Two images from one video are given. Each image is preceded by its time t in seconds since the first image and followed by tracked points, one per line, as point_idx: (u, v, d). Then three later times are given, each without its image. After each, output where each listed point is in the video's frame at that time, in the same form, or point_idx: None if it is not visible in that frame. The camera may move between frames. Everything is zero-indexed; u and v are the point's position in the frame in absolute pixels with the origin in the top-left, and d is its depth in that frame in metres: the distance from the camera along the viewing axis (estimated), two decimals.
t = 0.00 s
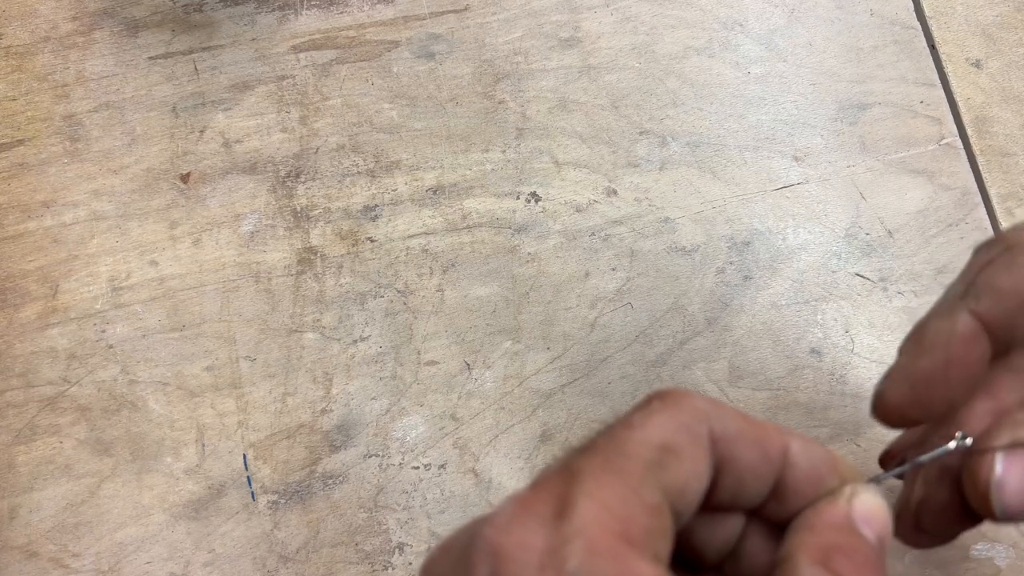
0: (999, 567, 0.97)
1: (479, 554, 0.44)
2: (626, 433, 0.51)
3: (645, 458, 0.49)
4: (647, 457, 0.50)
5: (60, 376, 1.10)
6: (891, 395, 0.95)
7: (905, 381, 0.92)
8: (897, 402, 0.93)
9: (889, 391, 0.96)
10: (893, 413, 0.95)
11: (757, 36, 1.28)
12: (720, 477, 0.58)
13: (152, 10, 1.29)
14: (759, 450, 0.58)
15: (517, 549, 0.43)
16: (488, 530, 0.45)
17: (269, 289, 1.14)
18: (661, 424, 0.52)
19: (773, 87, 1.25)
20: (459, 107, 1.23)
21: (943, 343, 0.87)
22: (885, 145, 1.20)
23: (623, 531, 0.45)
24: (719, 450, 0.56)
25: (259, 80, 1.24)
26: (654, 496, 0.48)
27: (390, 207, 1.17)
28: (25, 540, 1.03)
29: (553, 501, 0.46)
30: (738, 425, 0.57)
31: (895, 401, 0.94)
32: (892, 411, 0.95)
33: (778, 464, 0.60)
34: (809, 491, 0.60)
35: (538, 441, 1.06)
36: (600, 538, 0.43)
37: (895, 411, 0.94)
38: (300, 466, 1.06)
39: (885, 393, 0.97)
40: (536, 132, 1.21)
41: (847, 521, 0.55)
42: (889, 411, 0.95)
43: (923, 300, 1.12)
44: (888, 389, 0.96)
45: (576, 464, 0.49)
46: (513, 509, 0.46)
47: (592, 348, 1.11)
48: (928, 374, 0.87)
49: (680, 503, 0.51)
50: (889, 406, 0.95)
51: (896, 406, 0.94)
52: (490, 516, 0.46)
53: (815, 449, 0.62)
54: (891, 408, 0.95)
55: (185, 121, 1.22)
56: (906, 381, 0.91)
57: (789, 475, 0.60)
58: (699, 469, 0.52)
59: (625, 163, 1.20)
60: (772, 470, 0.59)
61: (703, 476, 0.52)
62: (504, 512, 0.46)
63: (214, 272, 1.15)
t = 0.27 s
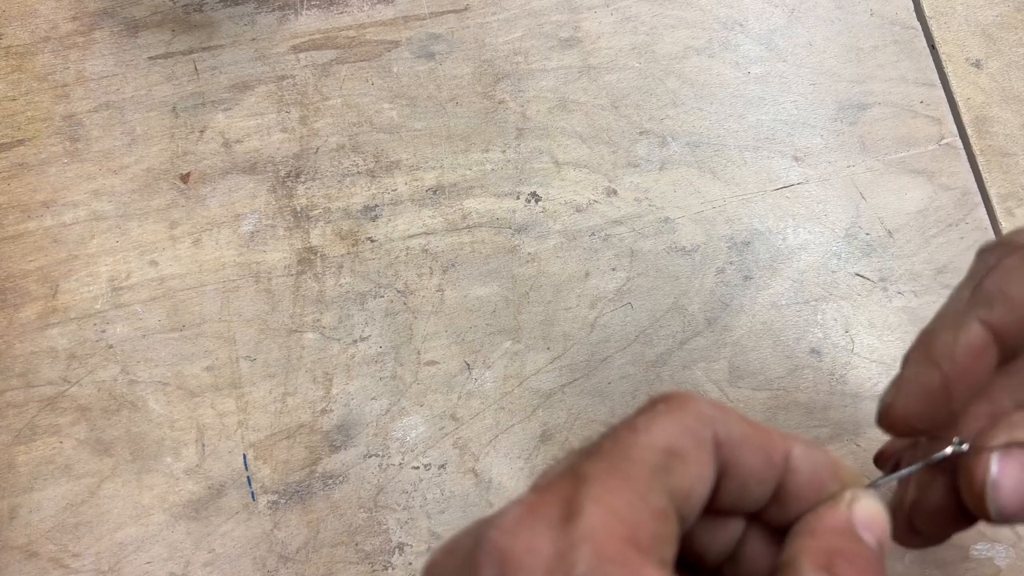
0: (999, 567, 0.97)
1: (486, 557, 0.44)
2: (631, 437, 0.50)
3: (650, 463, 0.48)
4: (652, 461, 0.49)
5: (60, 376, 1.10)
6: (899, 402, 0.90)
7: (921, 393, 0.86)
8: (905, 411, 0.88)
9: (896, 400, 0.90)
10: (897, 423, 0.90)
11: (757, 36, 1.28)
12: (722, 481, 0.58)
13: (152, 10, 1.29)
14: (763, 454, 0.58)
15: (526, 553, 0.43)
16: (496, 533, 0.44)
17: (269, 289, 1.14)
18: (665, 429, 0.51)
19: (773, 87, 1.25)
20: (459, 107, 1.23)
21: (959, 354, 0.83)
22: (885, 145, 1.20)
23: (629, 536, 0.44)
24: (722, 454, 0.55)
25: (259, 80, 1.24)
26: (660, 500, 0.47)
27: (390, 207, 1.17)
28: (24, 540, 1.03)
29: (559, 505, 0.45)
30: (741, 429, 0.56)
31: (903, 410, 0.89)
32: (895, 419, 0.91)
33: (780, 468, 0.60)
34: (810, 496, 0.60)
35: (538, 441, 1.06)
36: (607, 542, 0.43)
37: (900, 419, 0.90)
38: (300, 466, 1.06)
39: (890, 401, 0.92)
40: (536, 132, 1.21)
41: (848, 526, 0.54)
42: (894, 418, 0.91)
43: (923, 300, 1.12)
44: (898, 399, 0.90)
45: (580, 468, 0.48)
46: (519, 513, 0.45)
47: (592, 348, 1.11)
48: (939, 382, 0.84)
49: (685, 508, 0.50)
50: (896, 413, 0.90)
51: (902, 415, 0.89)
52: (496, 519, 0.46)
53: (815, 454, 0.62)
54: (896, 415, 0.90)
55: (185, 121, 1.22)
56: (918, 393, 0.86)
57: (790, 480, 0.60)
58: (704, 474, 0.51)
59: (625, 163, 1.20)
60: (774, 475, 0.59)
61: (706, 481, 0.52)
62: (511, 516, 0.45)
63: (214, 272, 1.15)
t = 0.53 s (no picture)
0: (999, 567, 0.97)
1: (506, 551, 0.43)
2: (649, 438, 0.49)
3: (668, 465, 0.47)
4: (671, 462, 0.48)
5: (59, 376, 1.10)
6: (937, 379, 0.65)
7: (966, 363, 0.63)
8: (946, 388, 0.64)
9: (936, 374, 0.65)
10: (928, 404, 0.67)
11: (757, 36, 1.28)
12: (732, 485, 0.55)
13: (152, 10, 1.29)
14: (775, 459, 0.56)
15: (547, 551, 0.42)
16: (516, 530, 0.44)
17: (269, 289, 1.14)
18: (682, 429, 0.50)
19: (773, 87, 1.25)
20: (459, 107, 1.23)
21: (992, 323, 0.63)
22: (885, 145, 1.20)
23: (649, 537, 0.43)
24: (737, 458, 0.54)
25: (259, 80, 1.24)
26: (678, 501, 0.46)
27: (390, 207, 1.17)
28: (24, 540, 1.03)
29: (579, 504, 0.45)
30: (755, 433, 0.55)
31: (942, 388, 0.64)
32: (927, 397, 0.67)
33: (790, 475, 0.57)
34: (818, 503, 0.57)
35: (538, 441, 1.06)
36: (627, 542, 0.42)
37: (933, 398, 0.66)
38: (300, 466, 1.06)
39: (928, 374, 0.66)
40: (536, 131, 1.21)
41: (854, 533, 0.52)
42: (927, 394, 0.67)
43: (923, 300, 1.12)
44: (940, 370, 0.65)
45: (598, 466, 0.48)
46: (538, 510, 0.45)
47: (592, 347, 1.11)
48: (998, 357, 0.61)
49: (703, 512, 0.49)
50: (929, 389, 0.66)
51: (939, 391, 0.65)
52: (515, 516, 0.45)
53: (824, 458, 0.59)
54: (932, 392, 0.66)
55: (185, 121, 1.22)
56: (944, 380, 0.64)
57: (800, 485, 0.57)
58: (721, 478, 0.50)
59: (625, 163, 1.20)
60: (784, 480, 0.56)
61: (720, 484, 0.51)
62: (531, 513, 0.45)
63: (214, 272, 1.15)
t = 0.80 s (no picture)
0: (998, 567, 0.97)
1: (559, 558, 0.40)
2: (702, 447, 0.45)
3: (725, 478, 0.44)
4: (726, 476, 0.44)
5: (59, 376, 1.10)
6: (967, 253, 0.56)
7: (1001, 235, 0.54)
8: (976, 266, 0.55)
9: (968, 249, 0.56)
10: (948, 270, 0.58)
11: (757, 35, 1.28)
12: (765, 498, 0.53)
13: (152, 10, 1.29)
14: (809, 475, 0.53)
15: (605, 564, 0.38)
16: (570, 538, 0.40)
17: (269, 289, 1.14)
18: (733, 440, 0.47)
19: (773, 87, 1.25)
20: (459, 107, 1.23)
21: (1019, 207, 0.53)
22: (885, 145, 1.20)
23: (707, 556, 0.40)
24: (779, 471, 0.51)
25: (259, 80, 1.24)
26: (732, 517, 0.43)
27: (390, 207, 1.17)
28: (24, 540, 1.03)
29: (637, 515, 0.41)
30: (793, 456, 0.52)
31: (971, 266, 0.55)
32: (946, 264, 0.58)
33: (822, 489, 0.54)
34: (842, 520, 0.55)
35: (538, 441, 1.06)
36: (687, 562, 0.39)
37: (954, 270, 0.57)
38: (300, 466, 1.06)
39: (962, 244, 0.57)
40: (536, 131, 1.21)
41: (877, 552, 0.51)
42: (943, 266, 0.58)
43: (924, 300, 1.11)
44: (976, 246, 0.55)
45: (649, 472, 0.44)
46: (594, 516, 0.41)
47: (592, 347, 1.11)
48: None
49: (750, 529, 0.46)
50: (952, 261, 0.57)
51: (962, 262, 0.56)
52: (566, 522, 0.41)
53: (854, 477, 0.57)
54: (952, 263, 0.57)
55: (185, 121, 1.22)
56: (973, 263, 0.55)
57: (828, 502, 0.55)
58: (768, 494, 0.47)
59: (625, 163, 1.20)
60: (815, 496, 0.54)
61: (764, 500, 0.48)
62: (586, 520, 0.40)
63: (214, 272, 1.15)
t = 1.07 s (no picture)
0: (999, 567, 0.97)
1: None
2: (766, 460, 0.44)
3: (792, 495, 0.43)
4: (791, 492, 0.43)
5: (59, 376, 1.10)
6: (908, 247, 0.74)
7: (930, 231, 0.73)
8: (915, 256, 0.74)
9: (904, 244, 0.74)
10: (897, 266, 0.76)
11: (757, 36, 1.28)
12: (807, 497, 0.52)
13: (152, 10, 1.29)
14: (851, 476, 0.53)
15: None
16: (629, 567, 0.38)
17: (269, 289, 1.14)
18: (795, 452, 0.46)
19: (773, 87, 1.25)
20: (459, 107, 1.23)
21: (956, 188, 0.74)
22: (885, 145, 1.20)
23: None
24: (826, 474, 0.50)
25: (259, 80, 1.24)
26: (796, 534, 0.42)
27: (390, 207, 1.17)
28: (25, 540, 1.03)
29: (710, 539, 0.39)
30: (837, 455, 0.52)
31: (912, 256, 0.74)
32: (895, 260, 0.76)
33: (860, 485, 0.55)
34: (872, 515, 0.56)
35: (538, 441, 1.06)
36: None
37: (900, 264, 0.76)
38: (300, 466, 1.06)
39: (897, 242, 0.75)
40: (536, 131, 1.21)
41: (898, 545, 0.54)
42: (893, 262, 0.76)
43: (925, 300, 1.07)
44: (907, 241, 0.74)
45: (725, 490, 0.42)
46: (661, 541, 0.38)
47: (592, 347, 1.11)
48: (956, 229, 0.72)
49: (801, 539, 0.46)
50: (896, 257, 0.76)
51: (906, 257, 0.75)
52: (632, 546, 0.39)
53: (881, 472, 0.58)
54: (899, 258, 0.75)
55: (185, 121, 1.22)
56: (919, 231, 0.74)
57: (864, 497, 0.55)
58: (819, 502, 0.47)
59: (625, 163, 1.20)
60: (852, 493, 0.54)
61: (821, 508, 0.48)
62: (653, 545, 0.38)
63: (214, 272, 1.15)
